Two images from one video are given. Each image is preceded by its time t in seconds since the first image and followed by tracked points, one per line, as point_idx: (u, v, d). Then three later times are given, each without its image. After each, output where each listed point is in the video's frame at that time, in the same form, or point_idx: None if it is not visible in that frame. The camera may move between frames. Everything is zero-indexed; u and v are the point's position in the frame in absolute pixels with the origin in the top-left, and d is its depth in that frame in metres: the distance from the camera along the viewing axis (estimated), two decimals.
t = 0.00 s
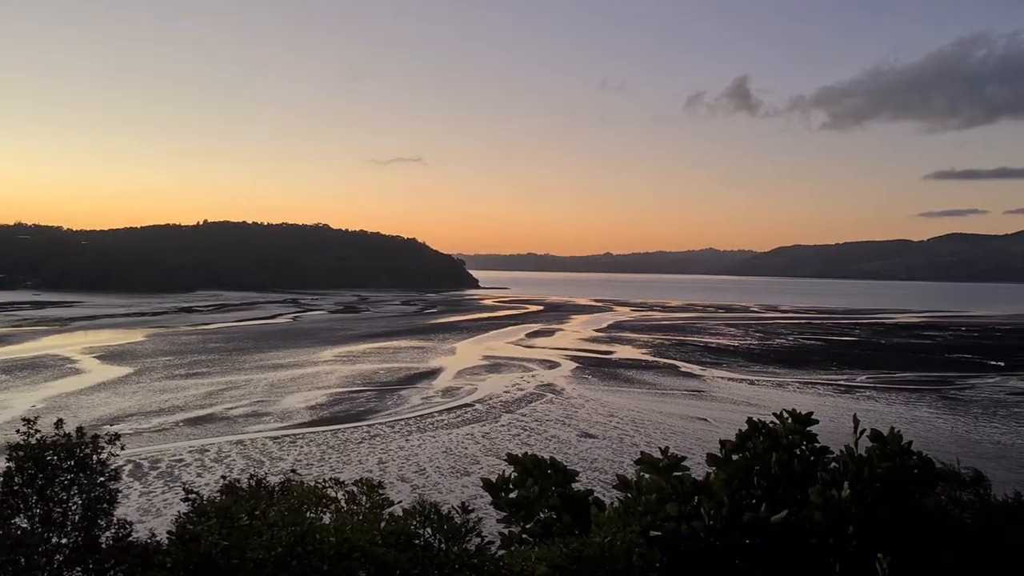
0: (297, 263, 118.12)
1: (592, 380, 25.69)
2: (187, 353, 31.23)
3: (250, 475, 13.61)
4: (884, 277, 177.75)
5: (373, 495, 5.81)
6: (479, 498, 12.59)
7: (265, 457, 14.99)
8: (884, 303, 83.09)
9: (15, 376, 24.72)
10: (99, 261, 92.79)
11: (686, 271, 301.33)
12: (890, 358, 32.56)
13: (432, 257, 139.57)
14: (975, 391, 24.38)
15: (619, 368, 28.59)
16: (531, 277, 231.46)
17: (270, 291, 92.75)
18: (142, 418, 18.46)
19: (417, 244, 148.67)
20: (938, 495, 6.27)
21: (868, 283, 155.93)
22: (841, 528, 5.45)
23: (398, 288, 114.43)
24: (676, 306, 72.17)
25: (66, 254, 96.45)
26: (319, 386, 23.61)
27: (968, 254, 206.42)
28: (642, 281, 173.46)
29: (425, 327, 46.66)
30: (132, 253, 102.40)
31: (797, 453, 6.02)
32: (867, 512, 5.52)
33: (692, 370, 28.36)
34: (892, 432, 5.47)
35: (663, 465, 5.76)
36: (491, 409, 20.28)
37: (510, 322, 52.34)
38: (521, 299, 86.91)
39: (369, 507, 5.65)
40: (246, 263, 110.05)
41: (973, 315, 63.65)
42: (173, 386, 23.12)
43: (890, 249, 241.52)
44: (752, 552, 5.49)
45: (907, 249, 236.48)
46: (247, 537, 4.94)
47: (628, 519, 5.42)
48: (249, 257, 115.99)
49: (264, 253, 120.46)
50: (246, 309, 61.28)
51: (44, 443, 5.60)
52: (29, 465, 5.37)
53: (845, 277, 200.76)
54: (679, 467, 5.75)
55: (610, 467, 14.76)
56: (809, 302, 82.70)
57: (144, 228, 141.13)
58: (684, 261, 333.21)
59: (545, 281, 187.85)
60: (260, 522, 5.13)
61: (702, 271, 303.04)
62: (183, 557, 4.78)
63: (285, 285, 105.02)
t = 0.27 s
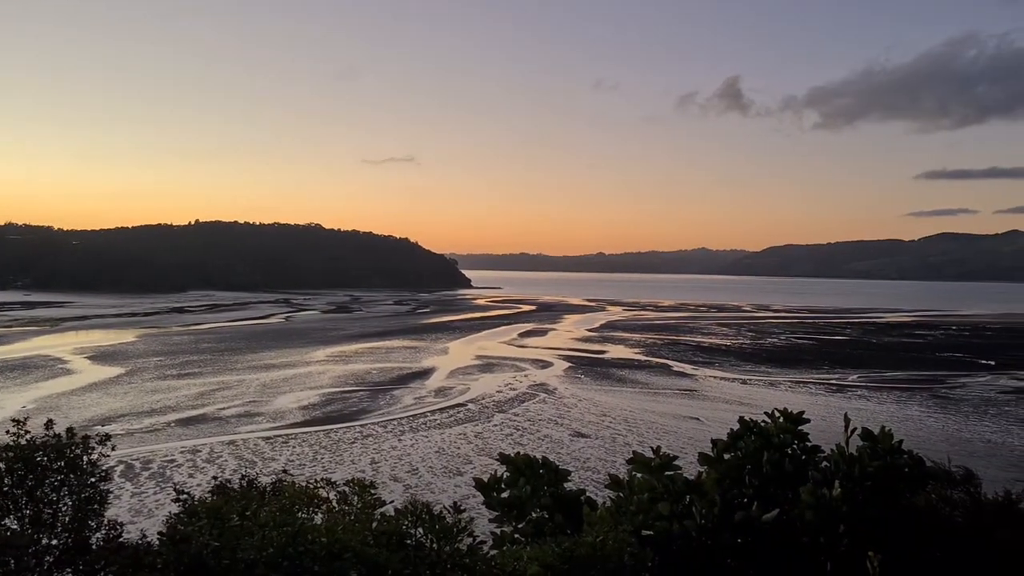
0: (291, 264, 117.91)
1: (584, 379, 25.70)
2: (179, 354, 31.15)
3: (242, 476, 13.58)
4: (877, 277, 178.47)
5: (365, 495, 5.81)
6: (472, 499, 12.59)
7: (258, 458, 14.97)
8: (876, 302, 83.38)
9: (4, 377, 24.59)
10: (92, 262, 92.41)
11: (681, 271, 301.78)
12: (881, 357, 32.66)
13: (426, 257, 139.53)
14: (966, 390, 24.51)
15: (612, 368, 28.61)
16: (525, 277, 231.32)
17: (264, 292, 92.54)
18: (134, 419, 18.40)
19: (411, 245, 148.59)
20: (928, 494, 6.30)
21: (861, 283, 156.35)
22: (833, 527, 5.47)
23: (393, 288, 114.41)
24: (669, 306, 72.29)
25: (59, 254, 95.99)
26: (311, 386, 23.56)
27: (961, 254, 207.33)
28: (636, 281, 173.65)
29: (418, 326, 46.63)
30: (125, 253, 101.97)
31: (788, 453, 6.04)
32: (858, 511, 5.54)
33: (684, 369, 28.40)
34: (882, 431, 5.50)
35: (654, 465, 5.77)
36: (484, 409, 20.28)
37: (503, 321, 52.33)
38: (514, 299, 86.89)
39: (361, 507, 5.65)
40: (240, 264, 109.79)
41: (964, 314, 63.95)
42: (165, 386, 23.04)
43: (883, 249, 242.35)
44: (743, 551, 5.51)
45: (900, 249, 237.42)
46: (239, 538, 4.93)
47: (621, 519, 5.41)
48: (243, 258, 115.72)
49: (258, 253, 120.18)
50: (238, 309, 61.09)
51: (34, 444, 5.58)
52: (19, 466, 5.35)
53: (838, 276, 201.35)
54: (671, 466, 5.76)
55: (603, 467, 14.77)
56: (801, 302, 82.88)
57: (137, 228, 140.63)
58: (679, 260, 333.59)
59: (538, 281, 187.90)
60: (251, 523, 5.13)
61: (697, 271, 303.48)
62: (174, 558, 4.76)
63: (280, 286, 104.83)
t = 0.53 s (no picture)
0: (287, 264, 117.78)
1: (580, 380, 25.71)
2: (173, 354, 31.11)
3: (237, 477, 13.56)
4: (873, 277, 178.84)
5: (360, 496, 5.81)
6: (467, 500, 12.58)
7: (252, 459, 14.96)
8: (870, 302, 83.58)
9: None
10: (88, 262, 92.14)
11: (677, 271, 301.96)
12: (876, 357, 32.71)
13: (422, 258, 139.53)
14: (960, 389, 24.58)
15: (607, 368, 28.62)
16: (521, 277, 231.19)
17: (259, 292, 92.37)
18: (128, 420, 18.37)
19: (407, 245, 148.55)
20: (922, 494, 6.31)
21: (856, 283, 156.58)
22: (826, 526, 5.49)
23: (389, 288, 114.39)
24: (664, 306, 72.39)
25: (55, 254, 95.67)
26: (306, 387, 23.54)
27: (956, 254, 207.85)
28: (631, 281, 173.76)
29: (413, 327, 46.59)
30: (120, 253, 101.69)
31: (782, 453, 6.05)
32: (853, 510, 5.57)
33: (679, 370, 28.42)
34: (878, 431, 5.51)
35: (649, 465, 5.78)
36: (479, 409, 20.28)
37: (498, 322, 52.31)
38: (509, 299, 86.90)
39: (356, 508, 5.65)
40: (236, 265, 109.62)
41: (958, 314, 64.10)
42: (160, 387, 23.01)
43: (879, 249, 242.85)
44: (738, 551, 5.49)
45: (895, 249, 237.92)
46: (233, 539, 4.93)
47: (615, 519, 5.41)
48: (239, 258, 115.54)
49: (254, 254, 120.00)
50: (233, 310, 60.99)
51: (28, 446, 5.57)
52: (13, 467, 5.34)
53: (834, 276, 201.63)
54: (666, 466, 5.76)
55: (598, 467, 14.78)
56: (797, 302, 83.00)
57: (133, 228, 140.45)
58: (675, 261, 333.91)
59: (534, 281, 187.93)
60: (245, 525, 5.12)
61: (693, 271, 303.75)
62: (167, 559, 4.73)
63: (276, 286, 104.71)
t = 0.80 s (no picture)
0: (283, 264, 117.64)
1: (575, 379, 25.73)
2: (168, 354, 31.07)
3: (232, 477, 13.54)
4: (868, 276, 179.13)
5: (355, 497, 5.81)
6: (462, 499, 12.59)
7: (247, 459, 14.94)
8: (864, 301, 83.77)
9: None
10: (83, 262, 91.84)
11: (674, 271, 302.24)
12: (870, 356, 32.76)
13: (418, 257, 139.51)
14: (954, 389, 24.63)
15: (603, 368, 28.64)
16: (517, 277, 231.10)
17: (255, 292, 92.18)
18: (123, 420, 18.33)
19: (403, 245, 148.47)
20: (916, 493, 6.31)
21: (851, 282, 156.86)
22: (821, 526, 5.50)
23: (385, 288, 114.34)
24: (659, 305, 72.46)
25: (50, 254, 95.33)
26: (301, 387, 23.51)
27: (951, 253, 208.29)
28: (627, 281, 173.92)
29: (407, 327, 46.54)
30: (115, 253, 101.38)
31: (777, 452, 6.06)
32: (847, 508, 5.59)
33: (674, 369, 28.43)
34: (872, 430, 5.52)
35: (644, 465, 5.79)
36: (475, 409, 20.28)
37: (493, 321, 52.28)
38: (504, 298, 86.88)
39: (350, 508, 5.64)
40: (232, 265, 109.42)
41: (952, 313, 64.26)
42: (154, 387, 22.96)
43: (874, 248, 243.38)
44: (733, 551, 5.49)
45: (891, 249, 238.32)
46: (227, 539, 4.92)
47: (610, 519, 5.42)
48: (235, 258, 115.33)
49: (250, 253, 119.78)
50: (227, 310, 60.86)
51: (21, 447, 5.55)
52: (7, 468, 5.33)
53: (830, 275, 201.99)
54: (661, 466, 5.77)
55: (593, 467, 14.79)
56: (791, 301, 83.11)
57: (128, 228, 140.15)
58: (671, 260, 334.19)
59: (530, 281, 187.98)
60: (239, 525, 5.11)
61: (689, 270, 304.00)
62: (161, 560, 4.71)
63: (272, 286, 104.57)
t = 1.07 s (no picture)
0: (279, 265, 117.45)
1: (569, 380, 25.74)
2: (162, 356, 31.03)
3: (226, 478, 13.52)
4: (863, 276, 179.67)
5: (349, 497, 5.80)
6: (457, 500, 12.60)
7: (241, 460, 14.93)
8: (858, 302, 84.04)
9: None
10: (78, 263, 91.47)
11: (669, 272, 302.76)
12: (865, 357, 32.83)
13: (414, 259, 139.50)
14: (947, 389, 24.73)
15: (597, 369, 28.66)
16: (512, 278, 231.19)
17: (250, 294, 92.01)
18: (116, 422, 18.28)
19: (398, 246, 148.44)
20: (910, 492, 6.31)
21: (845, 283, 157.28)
22: (815, 526, 5.51)
23: (381, 289, 114.35)
24: (654, 306, 72.57)
25: (44, 255, 94.94)
26: (296, 388, 23.49)
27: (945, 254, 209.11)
28: (621, 282, 174.13)
29: (402, 328, 46.55)
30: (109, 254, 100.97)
31: (771, 452, 6.07)
32: (841, 509, 5.60)
33: (669, 370, 28.46)
34: (865, 429, 5.54)
35: (639, 466, 5.79)
36: (469, 410, 20.29)
37: (487, 323, 52.31)
38: (499, 300, 86.83)
39: (346, 509, 5.64)
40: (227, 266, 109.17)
41: (946, 313, 64.48)
42: (148, 389, 22.92)
43: (868, 249, 244.26)
44: (727, 551, 5.49)
45: (885, 249, 239.15)
46: (222, 541, 4.90)
47: (605, 519, 5.43)
48: (230, 260, 115.11)
49: (245, 255, 119.57)
50: (221, 311, 60.65)
51: (14, 449, 5.53)
52: None
53: (824, 276, 202.53)
54: (655, 466, 5.77)
55: (588, 467, 14.80)
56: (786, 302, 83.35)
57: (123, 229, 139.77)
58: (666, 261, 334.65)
59: (524, 282, 188.23)
60: (234, 526, 5.10)
61: (685, 271, 304.56)
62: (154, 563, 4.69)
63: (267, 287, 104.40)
